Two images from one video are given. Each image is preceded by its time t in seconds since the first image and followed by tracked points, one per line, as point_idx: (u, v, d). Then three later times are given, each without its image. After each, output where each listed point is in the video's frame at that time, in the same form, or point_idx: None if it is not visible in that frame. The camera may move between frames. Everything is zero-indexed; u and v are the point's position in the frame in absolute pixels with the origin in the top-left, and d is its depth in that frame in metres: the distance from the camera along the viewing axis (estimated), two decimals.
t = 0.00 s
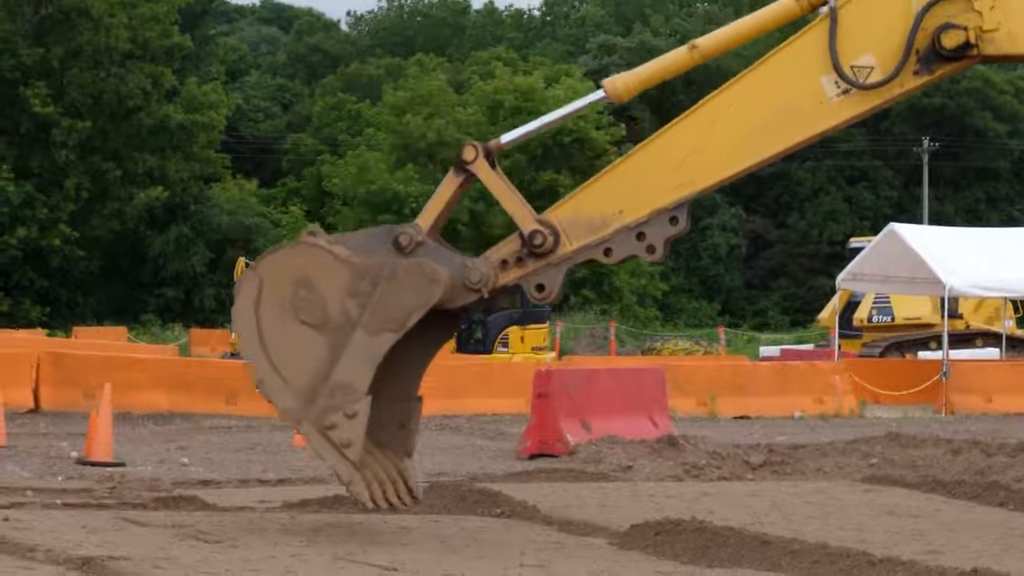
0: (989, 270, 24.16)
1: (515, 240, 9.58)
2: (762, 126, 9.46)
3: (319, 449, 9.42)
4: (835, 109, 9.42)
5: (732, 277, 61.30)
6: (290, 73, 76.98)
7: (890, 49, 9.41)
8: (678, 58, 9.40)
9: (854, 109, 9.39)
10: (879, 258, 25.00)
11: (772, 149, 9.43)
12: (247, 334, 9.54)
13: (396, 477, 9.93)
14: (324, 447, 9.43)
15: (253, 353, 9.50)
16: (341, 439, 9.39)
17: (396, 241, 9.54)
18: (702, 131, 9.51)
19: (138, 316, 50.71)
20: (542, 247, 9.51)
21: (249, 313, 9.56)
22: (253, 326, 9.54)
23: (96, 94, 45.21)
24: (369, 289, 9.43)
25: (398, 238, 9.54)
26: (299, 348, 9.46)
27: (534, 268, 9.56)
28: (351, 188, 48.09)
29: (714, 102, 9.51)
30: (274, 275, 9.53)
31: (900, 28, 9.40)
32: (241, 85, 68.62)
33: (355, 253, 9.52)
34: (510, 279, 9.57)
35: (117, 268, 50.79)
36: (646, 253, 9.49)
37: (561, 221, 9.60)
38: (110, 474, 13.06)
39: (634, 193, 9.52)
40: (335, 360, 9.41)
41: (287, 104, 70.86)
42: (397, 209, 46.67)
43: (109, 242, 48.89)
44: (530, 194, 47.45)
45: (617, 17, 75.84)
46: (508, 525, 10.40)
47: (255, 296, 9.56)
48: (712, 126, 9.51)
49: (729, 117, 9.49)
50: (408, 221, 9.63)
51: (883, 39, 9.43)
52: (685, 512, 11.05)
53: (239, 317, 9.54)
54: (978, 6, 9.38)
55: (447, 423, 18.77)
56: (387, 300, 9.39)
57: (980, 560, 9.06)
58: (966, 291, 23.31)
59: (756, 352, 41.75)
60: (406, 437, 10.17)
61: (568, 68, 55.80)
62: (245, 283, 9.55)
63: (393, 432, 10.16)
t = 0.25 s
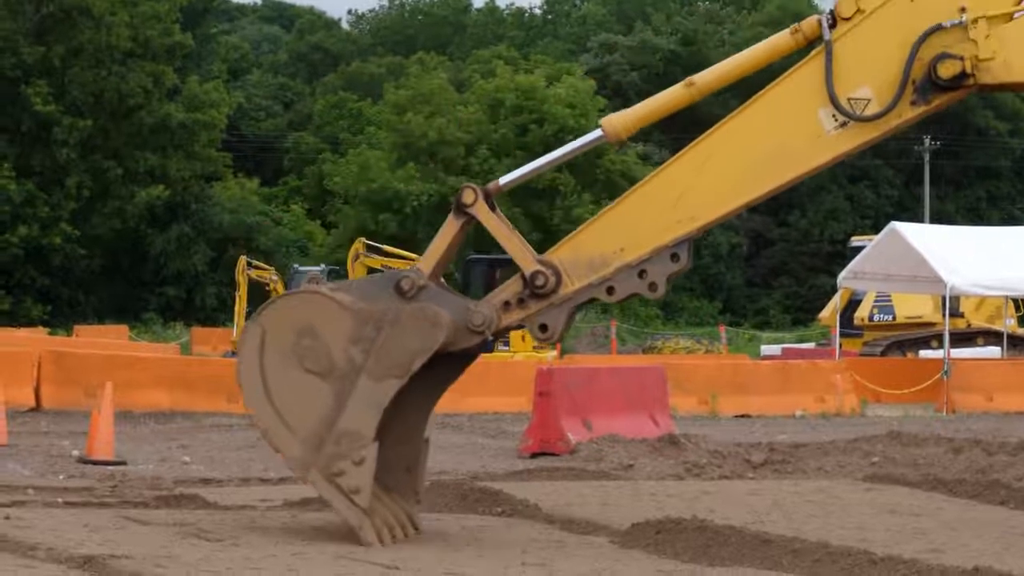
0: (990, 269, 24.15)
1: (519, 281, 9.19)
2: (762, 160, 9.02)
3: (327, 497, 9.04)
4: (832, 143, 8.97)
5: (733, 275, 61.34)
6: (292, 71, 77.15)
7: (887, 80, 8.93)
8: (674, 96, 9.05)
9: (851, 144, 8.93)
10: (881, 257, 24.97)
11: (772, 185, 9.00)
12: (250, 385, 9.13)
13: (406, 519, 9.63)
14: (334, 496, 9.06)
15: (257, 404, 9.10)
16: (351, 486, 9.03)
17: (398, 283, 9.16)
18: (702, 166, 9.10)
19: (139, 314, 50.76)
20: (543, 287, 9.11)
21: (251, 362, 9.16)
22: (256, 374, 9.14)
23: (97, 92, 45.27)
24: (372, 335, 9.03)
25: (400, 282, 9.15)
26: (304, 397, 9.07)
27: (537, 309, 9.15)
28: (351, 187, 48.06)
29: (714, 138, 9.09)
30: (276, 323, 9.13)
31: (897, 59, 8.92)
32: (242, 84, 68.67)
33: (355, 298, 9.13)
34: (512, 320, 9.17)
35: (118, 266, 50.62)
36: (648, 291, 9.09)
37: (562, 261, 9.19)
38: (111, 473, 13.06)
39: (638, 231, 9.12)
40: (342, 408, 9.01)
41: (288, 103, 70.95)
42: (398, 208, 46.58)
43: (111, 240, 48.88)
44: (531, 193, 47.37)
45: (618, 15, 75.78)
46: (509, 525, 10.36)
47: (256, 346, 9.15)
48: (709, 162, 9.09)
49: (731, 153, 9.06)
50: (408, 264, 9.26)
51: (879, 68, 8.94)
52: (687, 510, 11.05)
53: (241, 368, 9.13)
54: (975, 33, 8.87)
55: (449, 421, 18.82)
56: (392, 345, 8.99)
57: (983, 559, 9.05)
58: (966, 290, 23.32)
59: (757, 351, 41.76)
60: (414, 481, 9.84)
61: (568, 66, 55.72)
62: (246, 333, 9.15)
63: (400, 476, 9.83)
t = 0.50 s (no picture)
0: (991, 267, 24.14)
1: (519, 288, 9.16)
2: (764, 166, 8.97)
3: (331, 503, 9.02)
4: (835, 148, 8.91)
5: (734, 273, 61.38)
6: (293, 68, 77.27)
7: (888, 86, 8.87)
8: (675, 102, 8.99)
9: (853, 149, 8.88)
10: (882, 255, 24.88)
11: (774, 191, 8.95)
12: (252, 392, 9.03)
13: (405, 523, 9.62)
14: (337, 501, 9.04)
15: (259, 411, 9.02)
16: (353, 492, 9.01)
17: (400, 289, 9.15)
18: (703, 173, 9.04)
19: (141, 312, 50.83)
20: (545, 294, 9.08)
21: (251, 369, 9.07)
22: (257, 380, 9.05)
23: (99, 90, 45.19)
24: (374, 342, 8.99)
25: (402, 289, 9.11)
26: (307, 404, 9.00)
27: (540, 315, 9.12)
28: (353, 185, 48.06)
29: (716, 144, 9.04)
30: (277, 330, 9.04)
31: (897, 64, 8.87)
32: (244, 82, 68.74)
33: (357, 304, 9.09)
34: (514, 327, 9.14)
35: (120, 264, 50.60)
36: (651, 297, 9.04)
37: (564, 268, 9.15)
38: (112, 471, 13.07)
39: (639, 237, 9.07)
40: (345, 414, 8.98)
41: (290, 101, 71.03)
42: (399, 205, 46.57)
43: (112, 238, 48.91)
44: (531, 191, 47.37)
45: (620, 14, 75.74)
46: (509, 522, 10.36)
47: (258, 354, 9.06)
48: (711, 168, 9.03)
49: (732, 159, 9.01)
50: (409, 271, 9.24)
51: (879, 73, 8.89)
52: (688, 508, 11.06)
53: (242, 375, 9.05)
54: (974, 39, 8.81)
55: (450, 419, 18.83)
56: (395, 351, 8.97)
57: (983, 556, 9.05)
58: (967, 287, 23.34)
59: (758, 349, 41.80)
60: (415, 486, 9.82)
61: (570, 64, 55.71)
62: (247, 340, 9.06)
63: (402, 481, 9.81)
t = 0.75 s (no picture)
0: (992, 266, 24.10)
1: (521, 292, 9.14)
2: (765, 169, 8.96)
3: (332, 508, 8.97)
4: (837, 151, 8.90)
5: (735, 271, 61.40)
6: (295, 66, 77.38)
7: (888, 89, 8.85)
8: (677, 104, 8.97)
9: (854, 151, 8.86)
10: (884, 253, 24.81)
11: (776, 194, 8.93)
12: (253, 396, 9.02)
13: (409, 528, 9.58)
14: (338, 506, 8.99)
15: (260, 415, 8.98)
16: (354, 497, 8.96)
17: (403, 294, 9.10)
18: (704, 175, 9.04)
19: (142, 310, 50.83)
20: (547, 297, 9.05)
21: (254, 373, 9.06)
22: (259, 383, 9.03)
23: (100, 88, 44.69)
24: (375, 347, 8.90)
25: (403, 293, 9.11)
26: (307, 409, 8.96)
27: (543, 319, 9.11)
28: (354, 183, 48.06)
29: (718, 147, 9.03)
30: (279, 333, 9.02)
31: (898, 66, 8.83)
32: (245, 80, 68.82)
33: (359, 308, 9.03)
34: (516, 331, 9.14)
35: (121, 262, 50.50)
36: (652, 300, 9.03)
37: (566, 271, 9.15)
38: (114, 469, 13.06)
39: (640, 241, 9.05)
40: (346, 419, 8.91)
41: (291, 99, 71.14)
42: (400, 203, 46.55)
43: (114, 237, 48.72)
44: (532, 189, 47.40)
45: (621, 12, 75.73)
46: (510, 521, 10.35)
47: (260, 358, 9.05)
48: (712, 172, 9.03)
49: (734, 162, 9.00)
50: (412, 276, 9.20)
51: (880, 76, 8.87)
52: (689, 506, 11.05)
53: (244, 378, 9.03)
54: (975, 41, 8.74)
55: (452, 417, 18.84)
56: (396, 357, 8.85)
57: (985, 554, 9.05)
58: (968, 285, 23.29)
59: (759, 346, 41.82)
60: (418, 487, 9.85)
61: (571, 61, 55.70)
62: (249, 345, 9.05)
63: (404, 484, 9.83)
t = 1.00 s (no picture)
0: (993, 264, 24.04)
1: (523, 291, 9.15)
2: (766, 167, 8.96)
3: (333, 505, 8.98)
4: (839, 149, 8.89)
5: (737, 269, 61.40)
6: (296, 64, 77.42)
7: (890, 87, 8.85)
8: (678, 103, 8.97)
9: (856, 150, 8.86)
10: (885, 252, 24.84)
11: (778, 192, 8.93)
12: (254, 393, 9.02)
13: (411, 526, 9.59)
14: (339, 504, 9.00)
15: (261, 413, 8.98)
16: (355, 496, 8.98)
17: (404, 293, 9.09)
18: (706, 174, 9.04)
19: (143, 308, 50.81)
20: (548, 296, 9.04)
21: (255, 371, 9.05)
22: (261, 381, 9.03)
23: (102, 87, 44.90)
24: (377, 346, 8.89)
25: (405, 291, 9.10)
26: (309, 407, 8.96)
27: (544, 317, 9.11)
28: (356, 181, 48.06)
29: (719, 146, 9.03)
30: (281, 331, 9.01)
31: (900, 65, 8.83)
32: (246, 78, 68.84)
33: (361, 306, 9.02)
34: (518, 330, 9.14)
35: (123, 260, 50.47)
36: (654, 299, 9.03)
37: (567, 270, 9.15)
38: (116, 467, 13.06)
39: (641, 239, 9.05)
40: (348, 418, 8.91)
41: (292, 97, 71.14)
42: (401, 201, 46.53)
43: (115, 235, 48.78)
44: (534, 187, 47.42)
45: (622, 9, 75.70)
46: (512, 518, 10.35)
47: (262, 355, 9.04)
48: (713, 171, 9.03)
49: (735, 161, 9.00)
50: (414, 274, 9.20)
51: (882, 75, 8.87)
52: (691, 503, 11.06)
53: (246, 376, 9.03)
54: (977, 39, 8.75)
55: (453, 415, 18.85)
56: (398, 356, 8.85)
57: (986, 551, 9.06)
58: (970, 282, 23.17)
59: (760, 344, 41.79)
60: (420, 486, 9.84)
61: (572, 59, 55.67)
62: (250, 343, 9.04)
63: (406, 483, 9.83)
